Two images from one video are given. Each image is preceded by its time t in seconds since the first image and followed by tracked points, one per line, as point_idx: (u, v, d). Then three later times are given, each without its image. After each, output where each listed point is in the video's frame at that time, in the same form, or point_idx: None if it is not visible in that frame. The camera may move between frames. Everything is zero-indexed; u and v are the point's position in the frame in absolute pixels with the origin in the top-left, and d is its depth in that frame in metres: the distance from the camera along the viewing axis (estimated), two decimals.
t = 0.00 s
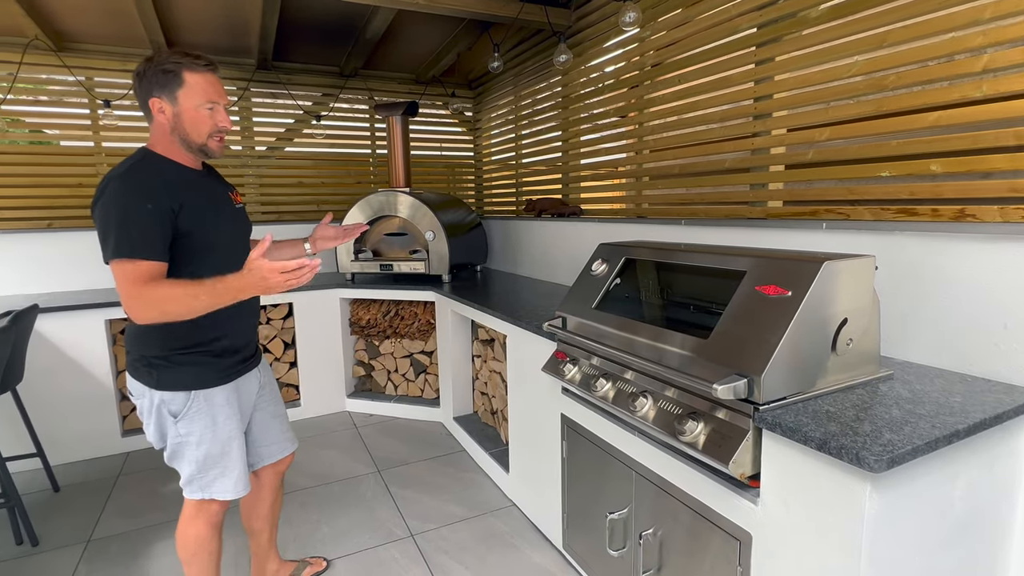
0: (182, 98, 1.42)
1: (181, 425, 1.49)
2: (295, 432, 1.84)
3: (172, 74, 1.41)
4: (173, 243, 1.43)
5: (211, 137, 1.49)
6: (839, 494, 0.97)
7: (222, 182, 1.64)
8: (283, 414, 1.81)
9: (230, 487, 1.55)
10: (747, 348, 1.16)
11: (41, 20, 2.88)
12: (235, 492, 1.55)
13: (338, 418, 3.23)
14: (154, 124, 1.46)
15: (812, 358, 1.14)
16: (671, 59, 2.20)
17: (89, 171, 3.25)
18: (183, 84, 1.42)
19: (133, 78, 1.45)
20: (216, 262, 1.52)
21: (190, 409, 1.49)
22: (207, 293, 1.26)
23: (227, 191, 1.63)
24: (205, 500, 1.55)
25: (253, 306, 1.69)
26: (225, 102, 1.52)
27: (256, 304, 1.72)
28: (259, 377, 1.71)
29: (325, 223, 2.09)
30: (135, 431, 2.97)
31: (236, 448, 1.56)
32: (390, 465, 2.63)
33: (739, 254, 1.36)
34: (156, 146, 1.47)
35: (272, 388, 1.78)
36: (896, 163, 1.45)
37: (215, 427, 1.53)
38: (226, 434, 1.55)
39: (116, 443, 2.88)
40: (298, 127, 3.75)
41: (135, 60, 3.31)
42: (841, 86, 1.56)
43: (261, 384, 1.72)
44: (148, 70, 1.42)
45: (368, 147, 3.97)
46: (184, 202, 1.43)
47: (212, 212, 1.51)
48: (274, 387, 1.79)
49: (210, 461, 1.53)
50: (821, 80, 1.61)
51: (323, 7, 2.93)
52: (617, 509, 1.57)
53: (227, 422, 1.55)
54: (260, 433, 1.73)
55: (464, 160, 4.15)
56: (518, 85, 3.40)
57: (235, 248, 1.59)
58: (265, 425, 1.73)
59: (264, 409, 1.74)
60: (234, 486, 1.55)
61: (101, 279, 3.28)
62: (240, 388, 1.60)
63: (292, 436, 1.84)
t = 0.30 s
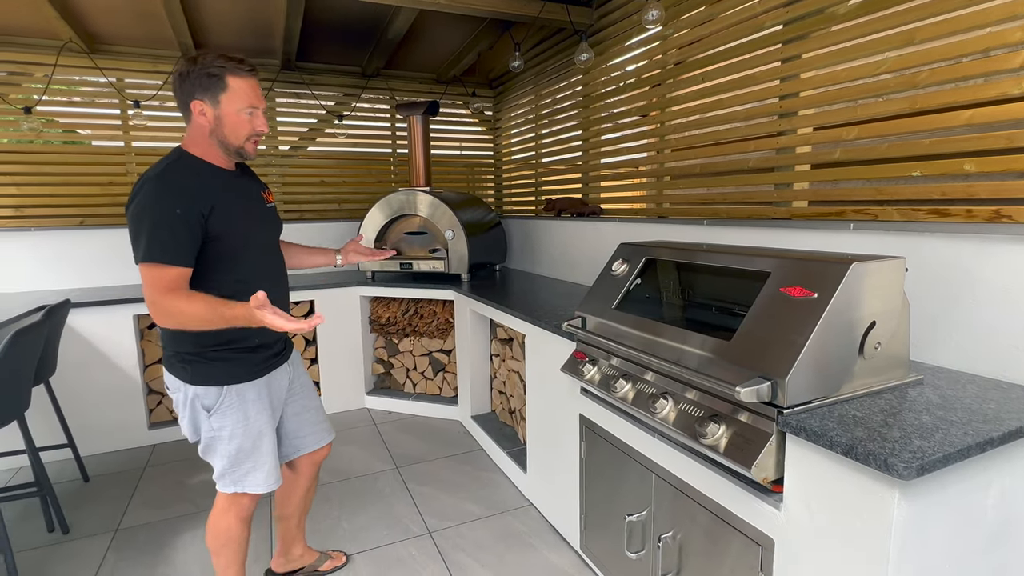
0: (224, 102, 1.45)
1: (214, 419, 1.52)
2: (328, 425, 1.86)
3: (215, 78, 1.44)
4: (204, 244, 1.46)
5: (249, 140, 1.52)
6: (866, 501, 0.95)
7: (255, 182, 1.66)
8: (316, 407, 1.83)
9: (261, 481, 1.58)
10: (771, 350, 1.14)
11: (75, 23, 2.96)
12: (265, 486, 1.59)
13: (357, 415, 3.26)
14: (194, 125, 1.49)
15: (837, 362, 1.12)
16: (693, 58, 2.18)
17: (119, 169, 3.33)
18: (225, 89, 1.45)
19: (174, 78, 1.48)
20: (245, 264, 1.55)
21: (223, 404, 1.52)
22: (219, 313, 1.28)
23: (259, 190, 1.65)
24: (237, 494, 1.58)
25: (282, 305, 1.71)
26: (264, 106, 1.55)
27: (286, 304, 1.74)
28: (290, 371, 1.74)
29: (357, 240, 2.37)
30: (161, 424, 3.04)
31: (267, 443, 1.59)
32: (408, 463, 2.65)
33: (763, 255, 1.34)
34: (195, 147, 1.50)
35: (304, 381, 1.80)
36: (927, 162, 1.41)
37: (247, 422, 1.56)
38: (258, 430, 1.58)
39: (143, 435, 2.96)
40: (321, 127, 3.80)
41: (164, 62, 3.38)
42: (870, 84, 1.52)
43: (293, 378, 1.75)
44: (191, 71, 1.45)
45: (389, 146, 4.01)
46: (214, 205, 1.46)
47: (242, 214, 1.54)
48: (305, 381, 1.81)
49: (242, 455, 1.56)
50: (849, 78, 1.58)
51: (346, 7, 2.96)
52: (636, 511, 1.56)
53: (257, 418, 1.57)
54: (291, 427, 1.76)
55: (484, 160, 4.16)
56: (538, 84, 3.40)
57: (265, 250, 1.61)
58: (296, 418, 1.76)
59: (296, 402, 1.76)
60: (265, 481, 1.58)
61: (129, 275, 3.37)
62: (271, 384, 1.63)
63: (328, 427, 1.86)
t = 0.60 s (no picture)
0: (270, 102, 1.47)
1: (244, 410, 1.55)
2: (354, 422, 1.87)
3: (262, 78, 1.45)
4: (242, 242, 1.48)
5: (294, 138, 1.54)
6: (889, 505, 0.93)
7: (296, 180, 1.67)
8: (344, 403, 1.85)
9: (285, 474, 1.60)
10: (792, 351, 1.12)
11: (99, 23, 3.01)
12: (288, 480, 1.60)
13: (372, 411, 3.29)
14: (240, 126, 1.51)
15: (859, 364, 1.10)
16: (712, 55, 2.15)
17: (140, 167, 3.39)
18: (272, 89, 1.46)
19: (222, 81, 1.50)
20: (282, 261, 1.57)
21: (254, 396, 1.55)
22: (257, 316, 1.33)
23: (299, 190, 1.66)
24: (260, 485, 1.60)
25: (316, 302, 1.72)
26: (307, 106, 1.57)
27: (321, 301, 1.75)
28: (321, 366, 1.75)
29: (387, 245, 2.32)
30: (180, 418, 3.10)
31: (293, 437, 1.61)
32: (422, 459, 2.67)
33: (783, 254, 1.32)
34: (242, 147, 1.52)
35: (334, 377, 1.82)
36: (953, 160, 1.38)
37: (275, 415, 1.58)
38: (285, 423, 1.60)
39: (162, 429, 3.01)
40: (337, 125, 3.82)
41: (185, 61, 3.43)
42: (895, 80, 1.49)
43: (323, 373, 1.77)
44: (238, 73, 1.46)
45: (405, 144, 4.02)
46: (254, 204, 1.47)
47: (282, 213, 1.55)
48: (336, 376, 1.83)
49: (269, 447, 1.58)
50: (872, 75, 1.55)
51: (364, 6, 2.97)
52: (651, 511, 1.55)
53: (285, 411, 1.60)
54: (319, 422, 1.78)
55: (499, 158, 4.16)
56: (554, 82, 3.38)
57: (302, 248, 1.62)
58: (324, 413, 1.78)
59: (325, 398, 1.78)
60: (288, 474, 1.60)
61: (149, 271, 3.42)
62: (301, 378, 1.65)
63: (353, 424, 1.88)
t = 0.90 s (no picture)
0: (332, 102, 1.51)
1: (294, 391, 1.60)
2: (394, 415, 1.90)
3: (324, 79, 1.49)
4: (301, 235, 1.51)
5: (354, 136, 1.57)
6: (902, 505, 0.92)
7: (357, 179, 1.70)
8: (386, 395, 1.87)
9: (324, 457, 1.62)
10: (804, 350, 1.11)
11: (111, 20, 3.03)
12: (326, 463, 1.62)
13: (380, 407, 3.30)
14: (305, 126, 1.56)
15: (872, 363, 1.09)
16: (722, 51, 2.14)
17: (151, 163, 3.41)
18: (333, 89, 1.50)
19: (289, 85, 1.56)
20: (337, 256, 1.58)
21: (303, 377, 1.60)
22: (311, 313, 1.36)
23: (358, 189, 1.68)
24: (299, 467, 1.62)
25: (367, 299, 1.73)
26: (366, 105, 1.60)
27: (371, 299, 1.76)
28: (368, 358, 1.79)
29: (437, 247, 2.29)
30: (191, 412, 3.13)
31: (336, 421, 1.64)
32: (430, 455, 2.68)
33: (794, 252, 1.31)
34: (306, 146, 1.56)
35: (378, 369, 1.85)
36: (968, 157, 1.37)
37: (322, 398, 1.62)
38: (329, 407, 1.63)
39: (173, 423, 3.04)
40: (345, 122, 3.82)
41: (195, 58, 3.45)
42: (909, 76, 1.47)
43: (368, 364, 1.80)
44: (304, 76, 1.52)
45: (412, 141, 4.03)
46: (314, 200, 1.50)
47: (339, 209, 1.57)
48: (380, 368, 1.87)
49: (312, 429, 1.61)
50: (886, 70, 1.53)
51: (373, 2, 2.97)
52: (660, 509, 1.54)
53: (331, 395, 1.63)
54: (361, 411, 1.80)
55: (507, 154, 4.15)
56: (563, 78, 3.37)
57: (357, 245, 1.64)
58: (367, 403, 1.81)
59: (369, 388, 1.81)
60: (327, 457, 1.62)
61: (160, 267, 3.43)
62: (348, 366, 1.69)
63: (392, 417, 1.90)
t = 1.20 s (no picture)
0: (376, 99, 1.52)
1: (334, 375, 1.62)
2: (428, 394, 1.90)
3: (368, 78, 1.51)
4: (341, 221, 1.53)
5: (398, 132, 1.57)
6: (901, 498, 0.92)
7: (403, 171, 1.70)
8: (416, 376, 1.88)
9: (374, 439, 1.63)
10: (806, 344, 1.11)
11: (105, 12, 3.00)
12: (376, 445, 1.63)
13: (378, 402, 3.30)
14: (354, 123, 1.59)
15: (873, 357, 1.09)
16: (721, 45, 2.13)
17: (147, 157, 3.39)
18: (377, 87, 1.51)
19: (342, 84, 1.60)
20: (376, 244, 1.59)
21: (342, 359, 1.61)
22: (341, 304, 1.39)
23: (404, 181, 1.68)
24: (352, 453, 1.64)
25: (401, 290, 1.71)
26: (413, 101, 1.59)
27: (405, 291, 1.74)
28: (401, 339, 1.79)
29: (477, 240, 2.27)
30: (189, 407, 3.13)
31: (378, 402, 1.64)
32: (430, 449, 2.68)
33: (794, 247, 1.31)
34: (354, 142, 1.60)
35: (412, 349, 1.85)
36: (967, 152, 1.36)
37: (361, 381, 1.63)
38: (371, 389, 1.63)
39: (171, 417, 3.04)
40: (343, 116, 3.79)
41: (191, 51, 3.42)
42: (910, 70, 1.47)
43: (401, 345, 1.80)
44: (352, 74, 1.54)
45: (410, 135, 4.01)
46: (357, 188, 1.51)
47: (380, 198, 1.57)
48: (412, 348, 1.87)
49: (357, 413, 1.62)
50: (886, 64, 1.52)
51: None
52: (659, 503, 1.54)
53: (371, 377, 1.64)
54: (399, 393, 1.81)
55: (505, 149, 4.14)
56: (561, 72, 3.36)
57: (397, 236, 1.64)
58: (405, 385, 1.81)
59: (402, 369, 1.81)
60: (376, 439, 1.63)
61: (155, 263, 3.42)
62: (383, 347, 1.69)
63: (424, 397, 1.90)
